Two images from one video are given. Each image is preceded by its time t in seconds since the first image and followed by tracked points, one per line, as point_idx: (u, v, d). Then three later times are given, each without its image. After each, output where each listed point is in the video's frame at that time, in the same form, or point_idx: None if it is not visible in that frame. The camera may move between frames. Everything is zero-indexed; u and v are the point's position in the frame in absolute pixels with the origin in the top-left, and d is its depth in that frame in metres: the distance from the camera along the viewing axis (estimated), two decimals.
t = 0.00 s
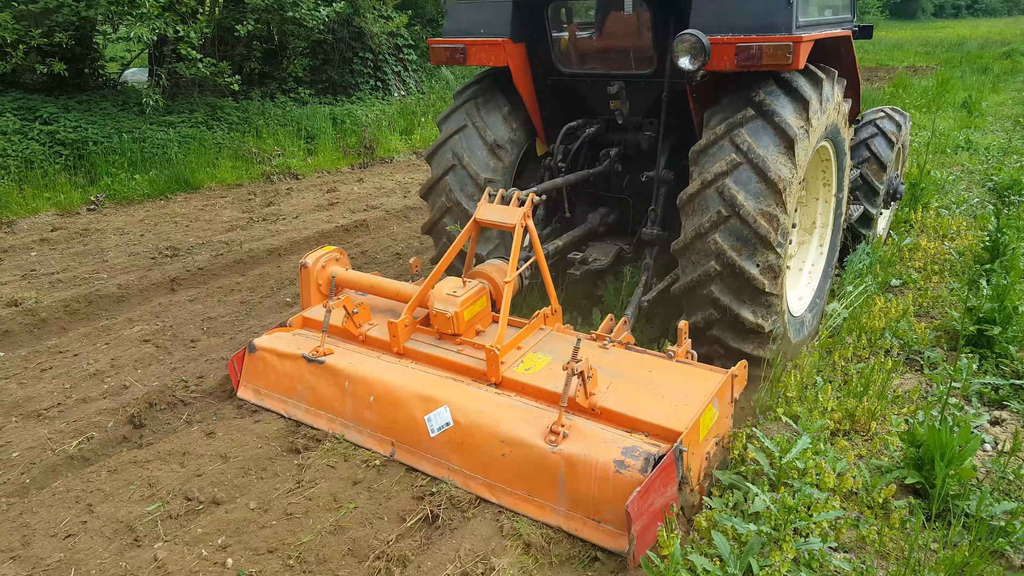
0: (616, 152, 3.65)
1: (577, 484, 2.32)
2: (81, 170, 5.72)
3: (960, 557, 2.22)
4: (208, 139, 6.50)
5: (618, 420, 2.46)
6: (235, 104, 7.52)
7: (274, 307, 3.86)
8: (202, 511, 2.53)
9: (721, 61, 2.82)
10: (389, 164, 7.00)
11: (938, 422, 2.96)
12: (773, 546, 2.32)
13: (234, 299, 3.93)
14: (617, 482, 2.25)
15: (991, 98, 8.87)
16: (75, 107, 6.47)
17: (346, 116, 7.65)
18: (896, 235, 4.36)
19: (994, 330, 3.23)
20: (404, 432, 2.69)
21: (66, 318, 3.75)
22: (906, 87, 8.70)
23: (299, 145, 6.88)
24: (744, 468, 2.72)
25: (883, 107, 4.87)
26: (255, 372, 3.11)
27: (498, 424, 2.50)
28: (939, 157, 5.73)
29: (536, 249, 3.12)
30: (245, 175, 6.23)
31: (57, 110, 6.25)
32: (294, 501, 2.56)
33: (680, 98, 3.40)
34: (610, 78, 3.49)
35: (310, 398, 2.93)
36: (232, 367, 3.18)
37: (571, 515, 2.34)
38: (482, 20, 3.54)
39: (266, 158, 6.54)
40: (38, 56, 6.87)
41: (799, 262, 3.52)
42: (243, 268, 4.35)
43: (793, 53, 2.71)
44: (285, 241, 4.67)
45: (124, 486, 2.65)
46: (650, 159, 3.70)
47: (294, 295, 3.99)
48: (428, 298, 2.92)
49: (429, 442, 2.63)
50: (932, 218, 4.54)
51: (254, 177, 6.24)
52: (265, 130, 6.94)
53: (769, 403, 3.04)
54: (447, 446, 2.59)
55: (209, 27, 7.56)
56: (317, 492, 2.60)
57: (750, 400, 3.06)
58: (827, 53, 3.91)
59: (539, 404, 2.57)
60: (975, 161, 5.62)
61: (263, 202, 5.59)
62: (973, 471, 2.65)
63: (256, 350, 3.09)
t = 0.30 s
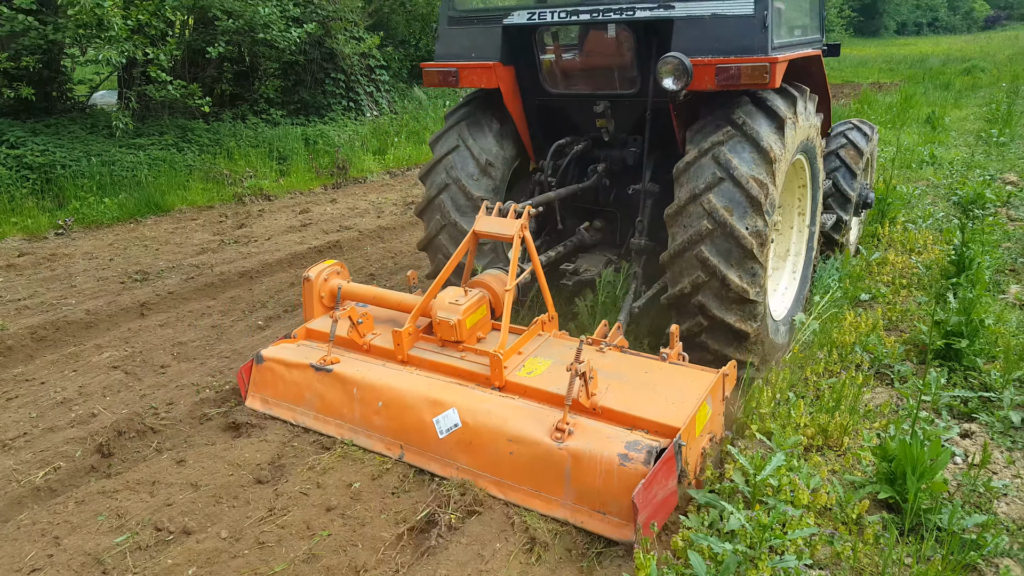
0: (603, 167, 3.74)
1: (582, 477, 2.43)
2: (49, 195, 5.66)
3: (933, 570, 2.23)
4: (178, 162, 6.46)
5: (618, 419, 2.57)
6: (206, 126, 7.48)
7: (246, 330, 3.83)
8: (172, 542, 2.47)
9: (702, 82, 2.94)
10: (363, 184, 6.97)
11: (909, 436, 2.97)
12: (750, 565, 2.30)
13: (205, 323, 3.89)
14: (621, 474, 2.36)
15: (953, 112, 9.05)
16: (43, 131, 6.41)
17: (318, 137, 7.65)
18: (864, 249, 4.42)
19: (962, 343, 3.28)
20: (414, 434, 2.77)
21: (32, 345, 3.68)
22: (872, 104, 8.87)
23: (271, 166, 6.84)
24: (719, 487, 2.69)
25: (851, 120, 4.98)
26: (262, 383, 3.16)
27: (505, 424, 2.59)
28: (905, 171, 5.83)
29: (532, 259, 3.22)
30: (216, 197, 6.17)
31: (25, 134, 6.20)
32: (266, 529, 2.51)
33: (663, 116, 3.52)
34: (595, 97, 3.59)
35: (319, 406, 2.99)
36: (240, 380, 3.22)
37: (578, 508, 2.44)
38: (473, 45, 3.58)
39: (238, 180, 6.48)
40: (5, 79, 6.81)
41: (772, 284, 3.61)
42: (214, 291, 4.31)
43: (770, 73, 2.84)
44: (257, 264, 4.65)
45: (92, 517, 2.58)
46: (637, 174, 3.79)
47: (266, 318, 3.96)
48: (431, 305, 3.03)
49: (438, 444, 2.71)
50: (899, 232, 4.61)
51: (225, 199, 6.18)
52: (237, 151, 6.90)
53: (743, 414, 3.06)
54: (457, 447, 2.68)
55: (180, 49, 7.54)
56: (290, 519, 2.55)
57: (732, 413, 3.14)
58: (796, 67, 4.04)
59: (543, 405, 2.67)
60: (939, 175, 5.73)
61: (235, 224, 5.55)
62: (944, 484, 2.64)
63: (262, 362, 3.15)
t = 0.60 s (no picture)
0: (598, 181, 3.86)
1: (590, 471, 2.53)
2: (26, 215, 5.61)
3: None
4: (158, 181, 6.44)
5: (620, 416, 2.67)
6: (186, 145, 7.46)
7: (225, 351, 3.80)
8: (150, 566, 2.40)
9: (695, 102, 3.06)
10: (344, 203, 6.96)
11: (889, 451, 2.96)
12: None
13: (184, 345, 3.86)
14: (626, 468, 2.46)
15: (928, 129, 9.18)
16: (20, 151, 6.41)
17: (299, 155, 7.66)
18: (842, 264, 4.46)
19: (939, 357, 3.31)
20: (427, 434, 2.85)
21: (9, 367, 3.62)
22: (848, 121, 9.01)
23: (251, 185, 6.82)
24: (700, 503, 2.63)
25: (830, 132, 5.07)
26: (277, 389, 3.21)
27: (515, 423, 2.68)
28: (881, 188, 5.90)
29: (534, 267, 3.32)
30: (195, 217, 6.13)
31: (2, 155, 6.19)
32: (246, 552, 2.44)
33: (658, 133, 3.59)
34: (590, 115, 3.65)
35: (333, 409, 3.06)
36: (255, 386, 3.27)
37: (586, 500, 2.54)
38: (473, 66, 3.66)
39: (217, 199, 6.44)
40: None
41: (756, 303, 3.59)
42: (193, 312, 4.28)
43: (759, 94, 2.97)
44: (236, 284, 4.64)
45: (69, 542, 2.51)
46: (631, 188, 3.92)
47: (246, 338, 3.93)
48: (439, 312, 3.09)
49: (450, 442, 2.80)
50: (876, 247, 4.66)
51: (205, 218, 6.15)
52: (217, 170, 6.89)
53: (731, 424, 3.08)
54: (469, 445, 2.76)
55: (159, 69, 7.53)
56: (270, 542, 2.49)
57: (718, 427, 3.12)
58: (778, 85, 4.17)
59: (549, 405, 2.77)
60: (914, 191, 5.80)
61: (214, 243, 5.53)
62: (924, 499, 2.61)
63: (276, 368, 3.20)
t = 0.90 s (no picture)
0: (596, 192, 3.98)
1: (598, 464, 2.64)
2: (6, 233, 5.56)
3: None
4: (140, 199, 6.40)
5: (624, 412, 2.78)
6: (168, 162, 7.43)
7: (207, 369, 3.78)
8: None
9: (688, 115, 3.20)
10: (329, 218, 6.95)
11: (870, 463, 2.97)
12: None
13: (166, 363, 3.83)
14: (632, 460, 2.58)
15: (907, 142, 9.30)
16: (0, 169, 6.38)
17: (282, 171, 7.65)
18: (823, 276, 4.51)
19: (919, 369, 3.34)
20: (440, 434, 2.94)
21: None
22: (828, 135, 9.14)
23: (234, 201, 6.80)
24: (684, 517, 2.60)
25: (813, 144, 5.17)
26: (293, 393, 3.28)
27: (525, 420, 2.79)
28: (861, 201, 5.98)
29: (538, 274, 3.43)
30: (178, 234, 6.11)
31: None
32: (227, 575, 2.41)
33: (652, 145, 3.74)
34: (587, 128, 3.77)
35: (348, 411, 3.14)
36: (271, 390, 3.35)
37: (594, 492, 2.66)
38: (476, 82, 3.77)
39: (200, 216, 6.42)
40: None
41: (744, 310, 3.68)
42: (175, 329, 4.26)
43: (749, 106, 3.13)
44: (219, 300, 4.63)
45: (45, 567, 2.46)
46: (627, 197, 4.04)
47: (229, 356, 3.91)
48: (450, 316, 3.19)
49: (463, 441, 2.89)
50: (857, 259, 4.71)
51: (188, 235, 6.13)
52: (200, 187, 6.87)
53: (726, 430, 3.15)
54: (480, 443, 2.86)
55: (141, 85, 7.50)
56: (251, 563, 2.46)
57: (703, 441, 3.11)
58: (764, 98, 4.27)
59: (556, 403, 2.87)
60: (894, 203, 5.88)
61: (197, 260, 5.51)
62: (904, 510, 2.61)
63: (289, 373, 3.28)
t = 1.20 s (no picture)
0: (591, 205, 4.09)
1: (603, 460, 2.78)
2: None
3: None
4: (123, 216, 6.37)
5: (626, 409, 2.93)
6: (152, 179, 7.40)
7: (189, 389, 3.75)
8: None
9: (676, 131, 3.39)
10: (313, 235, 6.95)
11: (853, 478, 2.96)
12: None
13: (147, 383, 3.80)
14: (637, 454, 2.72)
15: (887, 157, 9.42)
16: None
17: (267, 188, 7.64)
18: (805, 291, 4.55)
19: (900, 383, 3.37)
20: (451, 434, 3.06)
21: None
22: (809, 151, 9.27)
23: (218, 219, 6.79)
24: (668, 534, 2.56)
25: (794, 156, 5.29)
26: (305, 399, 3.39)
27: (533, 419, 2.93)
28: (842, 216, 6.06)
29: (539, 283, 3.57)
30: (161, 251, 6.09)
31: None
32: None
33: (644, 160, 3.85)
34: (582, 143, 3.92)
35: (360, 415, 3.25)
36: (284, 397, 3.47)
37: (601, 485, 2.79)
38: (476, 100, 3.93)
39: (184, 233, 6.40)
40: None
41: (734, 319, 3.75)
42: (157, 348, 4.24)
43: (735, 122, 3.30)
44: (202, 319, 4.61)
45: None
46: (621, 209, 4.13)
47: (211, 375, 3.89)
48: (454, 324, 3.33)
49: (473, 440, 3.01)
50: (838, 274, 4.77)
51: (171, 253, 6.10)
52: (183, 204, 6.84)
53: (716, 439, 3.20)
54: (490, 442, 2.98)
55: (125, 102, 7.48)
56: None
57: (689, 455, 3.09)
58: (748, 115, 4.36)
59: (561, 403, 3.02)
60: (875, 218, 5.95)
61: (180, 278, 5.49)
62: (887, 524, 2.59)
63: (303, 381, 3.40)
